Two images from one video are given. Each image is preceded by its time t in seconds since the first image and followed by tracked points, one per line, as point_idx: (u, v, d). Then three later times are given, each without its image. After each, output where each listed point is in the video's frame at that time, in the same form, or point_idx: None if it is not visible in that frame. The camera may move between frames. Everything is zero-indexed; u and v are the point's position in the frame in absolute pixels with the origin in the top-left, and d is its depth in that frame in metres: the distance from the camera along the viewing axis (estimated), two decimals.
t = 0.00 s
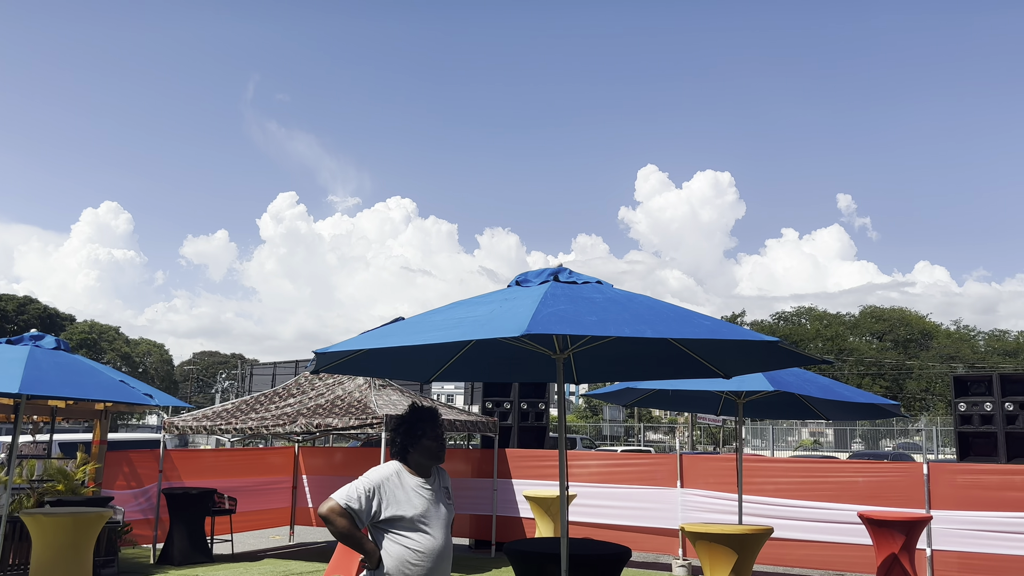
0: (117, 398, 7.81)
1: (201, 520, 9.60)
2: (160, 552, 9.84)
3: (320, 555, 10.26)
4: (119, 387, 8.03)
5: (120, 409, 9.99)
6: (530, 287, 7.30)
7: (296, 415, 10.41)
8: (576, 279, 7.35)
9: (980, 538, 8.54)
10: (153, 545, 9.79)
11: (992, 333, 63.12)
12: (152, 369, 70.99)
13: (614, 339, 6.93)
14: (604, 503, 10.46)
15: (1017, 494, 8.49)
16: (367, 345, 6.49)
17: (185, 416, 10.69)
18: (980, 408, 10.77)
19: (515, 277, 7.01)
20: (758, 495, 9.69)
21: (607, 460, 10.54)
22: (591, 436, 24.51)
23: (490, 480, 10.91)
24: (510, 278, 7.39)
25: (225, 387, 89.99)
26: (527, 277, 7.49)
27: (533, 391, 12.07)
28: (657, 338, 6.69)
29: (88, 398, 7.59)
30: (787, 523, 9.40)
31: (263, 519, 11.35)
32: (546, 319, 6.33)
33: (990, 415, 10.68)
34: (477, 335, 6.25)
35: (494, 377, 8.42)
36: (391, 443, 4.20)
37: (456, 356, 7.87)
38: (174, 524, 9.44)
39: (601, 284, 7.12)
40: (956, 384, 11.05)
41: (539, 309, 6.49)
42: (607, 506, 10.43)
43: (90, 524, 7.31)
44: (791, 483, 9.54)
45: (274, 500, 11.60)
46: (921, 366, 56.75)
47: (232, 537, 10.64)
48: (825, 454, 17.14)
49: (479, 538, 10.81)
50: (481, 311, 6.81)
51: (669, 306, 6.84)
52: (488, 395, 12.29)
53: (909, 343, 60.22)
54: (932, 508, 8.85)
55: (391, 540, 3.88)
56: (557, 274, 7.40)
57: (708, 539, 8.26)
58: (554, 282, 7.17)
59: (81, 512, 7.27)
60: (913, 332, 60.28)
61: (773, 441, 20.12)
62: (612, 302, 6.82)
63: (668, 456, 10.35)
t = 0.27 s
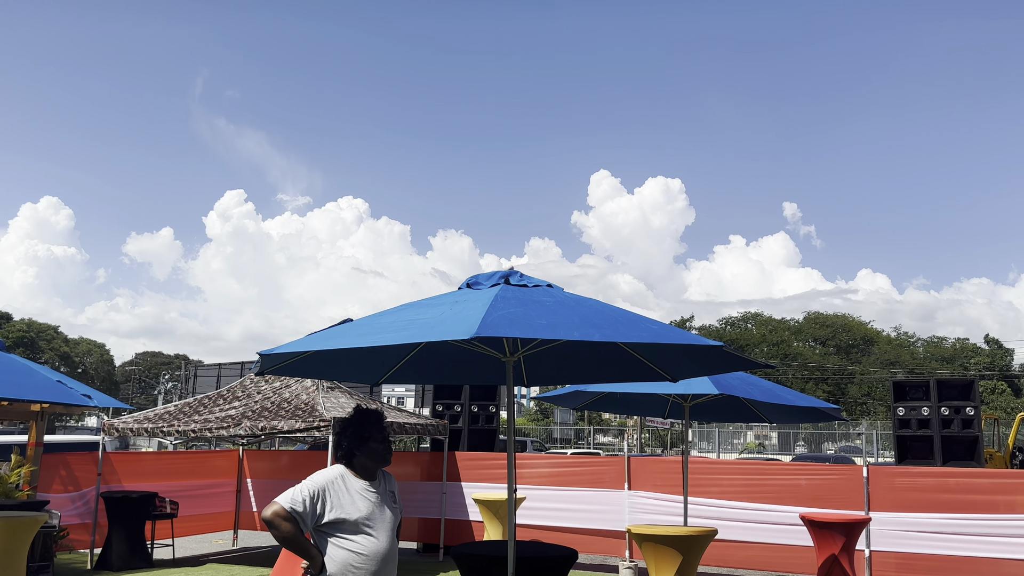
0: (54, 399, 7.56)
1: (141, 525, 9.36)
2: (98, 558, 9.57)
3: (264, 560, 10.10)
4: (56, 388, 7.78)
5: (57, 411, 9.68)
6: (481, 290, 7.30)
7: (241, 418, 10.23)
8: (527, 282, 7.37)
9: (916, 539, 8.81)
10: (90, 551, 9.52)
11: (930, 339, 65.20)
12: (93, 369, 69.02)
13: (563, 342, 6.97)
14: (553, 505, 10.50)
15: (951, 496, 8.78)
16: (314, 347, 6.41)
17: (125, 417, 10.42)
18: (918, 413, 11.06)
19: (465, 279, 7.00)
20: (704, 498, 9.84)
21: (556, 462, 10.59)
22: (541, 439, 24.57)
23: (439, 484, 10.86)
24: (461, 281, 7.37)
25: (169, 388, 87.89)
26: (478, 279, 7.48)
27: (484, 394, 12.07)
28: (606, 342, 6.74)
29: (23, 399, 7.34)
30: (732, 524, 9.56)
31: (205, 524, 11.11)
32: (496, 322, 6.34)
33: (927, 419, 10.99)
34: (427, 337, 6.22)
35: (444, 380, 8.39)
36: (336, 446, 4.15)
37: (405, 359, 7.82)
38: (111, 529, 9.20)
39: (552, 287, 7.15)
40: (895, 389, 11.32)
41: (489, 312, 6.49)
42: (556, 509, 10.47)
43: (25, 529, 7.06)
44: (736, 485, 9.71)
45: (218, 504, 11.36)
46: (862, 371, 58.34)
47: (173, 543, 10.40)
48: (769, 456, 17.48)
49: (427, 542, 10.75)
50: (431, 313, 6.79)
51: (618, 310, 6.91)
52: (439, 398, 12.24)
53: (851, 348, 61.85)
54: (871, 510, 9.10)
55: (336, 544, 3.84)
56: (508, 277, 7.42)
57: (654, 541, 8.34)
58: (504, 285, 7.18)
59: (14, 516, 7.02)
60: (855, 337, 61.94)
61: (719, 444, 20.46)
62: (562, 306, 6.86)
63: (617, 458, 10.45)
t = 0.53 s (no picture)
0: None
1: (83, 528, 9.12)
2: (37, 562, 9.29)
3: (211, 564, 9.91)
4: None
5: None
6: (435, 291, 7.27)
7: (189, 419, 10.03)
8: (482, 284, 7.37)
9: (860, 539, 9.02)
10: (29, 555, 9.24)
11: (876, 343, 66.91)
12: (36, 367, 66.99)
13: (517, 344, 6.99)
14: (506, 507, 10.51)
15: (894, 497, 9.01)
16: (264, 347, 6.32)
17: (68, 418, 10.14)
18: (863, 416, 11.36)
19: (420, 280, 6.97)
20: (656, 499, 9.94)
21: (510, 463, 10.60)
22: (496, 440, 24.54)
23: (392, 486, 10.79)
24: (415, 281, 7.34)
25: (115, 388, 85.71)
26: (433, 280, 7.46)
27: (439, 396, 12.03)
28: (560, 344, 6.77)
29: None
30: (683, 525, 9.67)
31: (151, 527, 10.86)
32: (450, 323, 6.32)
33: (872, 422, 11.29)
34: (379, 338, 6.18)
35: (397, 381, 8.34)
36: (285, 447, 4.08)
37: (358, 360, 7.76)
38: (51, 533, 8.92)
39: (506, 289, 7.16)
40: (842, 392, 11.60)
41: (443, 313, 6.47)
42: (509, 510, 10.48)
43: None
44: (687, 487, 9.83)
45: (164, 507, 11.12)
46: (811, 373, 59.60)
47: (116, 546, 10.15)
48: (719, 458, 17.74)
49: (378, 545, 10.67)
50: (384, 314, 6.74)
51: (572, 312, 6.94)
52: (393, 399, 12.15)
53: (801, 352, 63.16)
54: (817, 510, 9.29)
55: (284, 547, 3.77)
56: (464, 279, 7.40)
57: (605, 542, 8.40)
58: (459, 286, 7.17)
59: None
60: (805, 341, 63.27)
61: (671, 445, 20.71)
62: (516, 308, 6.87)
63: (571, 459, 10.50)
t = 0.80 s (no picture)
0: None
1: (28, 530, 8.86)
2: None
3: (162, 566, 9.72)
4: None
5: None
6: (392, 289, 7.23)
7: (140, 418, 9.82)
8: (440, 283, 7.34)
9: (811, 537, 9.18)
10: None
11: (830, 345, 68.28)
12: None
13: (475, 344, 6.98)
14: (463, 507, 10.49)
15: (844, 496, 9.18)
16: (217, 345, 6.21)
17: (12, 417, 9.85)
18: (815, 416, 11.57)
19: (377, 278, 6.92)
20: (612, 498, 10.00)
21: (468, 464, 10.59)
22: (454, 440, 24.47)
23: (348, 486, 10.70)
24: (373, 280, 7.29)
25: (64, 386, 83.52)
26: (390, 279, 7.41)
27: (396, 395, 11.96)
28: (517, 343, 6.78)
29: None
30: (638, 524, 9.75)
31: (99, 529, 10.61)
32: (406, 322, 6.28)
33: (824, 421, 11.50)
34: (335, 336, 6.12)
35: (353, 380, 8.27)
36: (235, 448, 4.01)
37: (314, 359, 7.67)
38: None
39: (464, 289, 7.15)
40: (795, 393, 11.80)
41: (400, 312, 6.43)
42: (466, 510, 10.47)
43: None
44: (643, 486, 9.91)
45: (113, 508, 10.86)
46: (767, 374, 60.59)
47: (62, 549, 9.89)
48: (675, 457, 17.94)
49: (333, 546, 10.58)
50: (340, 312, 6.68)
51: (530, 312, 6.95)
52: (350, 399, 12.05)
53: (757, 353, 64.16)
54: (770, 509, 9.43)
55: (235, 549, 3.71)
56: (421, 278, 7.37)
57: (561, 541, 8.43)
58: (417, 285, 7.13)
59: None
60: (761, 342, 64.30)
61: (628, 445, 20.87)
62: (474, 307, 6.85)
63: (529, 459, 10.52)
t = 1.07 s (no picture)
0: None
1: None
2: None
3: (113, 566, 9.52)
4: None
5: None
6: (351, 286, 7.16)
7: (91, 416, 9.60)
8: (400, 280, 7.28)
9: (767, 535, 9.30)
10: None
11: (788, 346, 69.43)
12: None
13: (435, 342, 6.94)
14: (423, 506, 10.45)
15: (799, 495, 9.33)
16: (171, 341, 6.10)
17: None
18: (771, 415, 11.74)
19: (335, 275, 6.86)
20: (571, 496, 10.04)
21: (428, 462, 10.55)
22: (415, 439, 24.37)
23: (305, 485, 10.59)
24: (331, 276, 7.21)
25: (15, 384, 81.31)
26: (349, 276, 7.34)
27: (356, 394, 11.88)
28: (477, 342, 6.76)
29: None
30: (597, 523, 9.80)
31: (48, 529, 10.35)
32: (365, 320, 6.22)
33: (780, 421, 11.68)
34: (292, 333, 6.04)
35: (312, 378, 8.19)
36: (188, 446, 3.93)
37: (271, 356, 7.58)
38: None
39: (425, 287, 7.11)
40: (752, 392, 11.96)
41: (359, 309, 6.38)
42: (425, 509, 10.43)
43: None
44: (602, 485, 9.97)
45: (63, 508, 10.61)
46: (726, 374, 61.38)
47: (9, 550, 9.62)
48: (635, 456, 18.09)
49: (291, 545, 10.46)
50: (297, 309, 6.60)
51: (490, 311, 6.94)
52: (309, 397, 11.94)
53: (716, 352, 64.96)
54: (727, 507, 9.55)
55: (189, 549, 3.64)
56: (381, 275, 7.31)
57: (520, 540, 8.42)
58: (376, 282, 7.08)
59: None
60: (721, 342, 65.13)
61: (588, 445, 20.96)
62: (434, 305, 6.82)
63: (489, 458, 10.52)
